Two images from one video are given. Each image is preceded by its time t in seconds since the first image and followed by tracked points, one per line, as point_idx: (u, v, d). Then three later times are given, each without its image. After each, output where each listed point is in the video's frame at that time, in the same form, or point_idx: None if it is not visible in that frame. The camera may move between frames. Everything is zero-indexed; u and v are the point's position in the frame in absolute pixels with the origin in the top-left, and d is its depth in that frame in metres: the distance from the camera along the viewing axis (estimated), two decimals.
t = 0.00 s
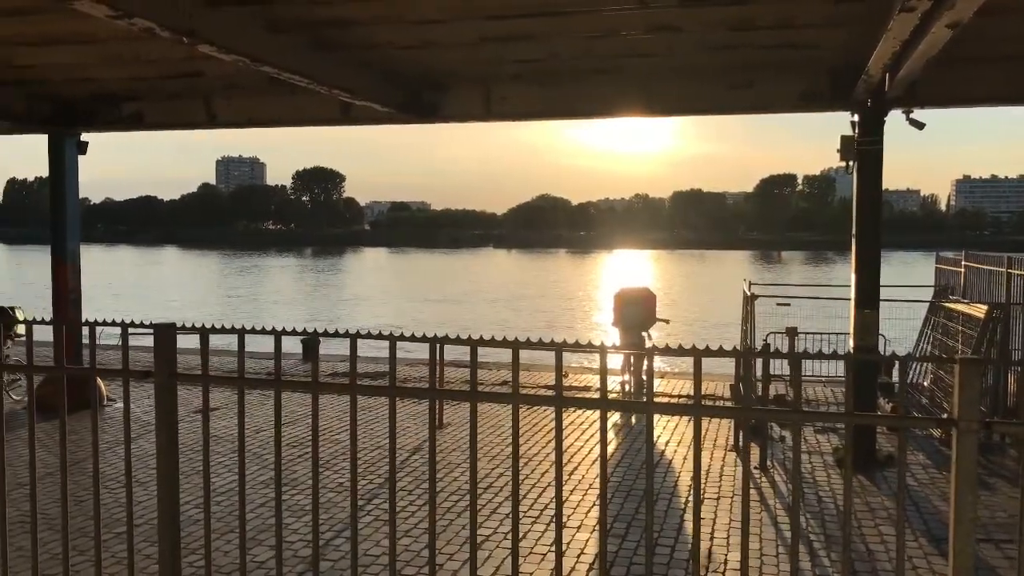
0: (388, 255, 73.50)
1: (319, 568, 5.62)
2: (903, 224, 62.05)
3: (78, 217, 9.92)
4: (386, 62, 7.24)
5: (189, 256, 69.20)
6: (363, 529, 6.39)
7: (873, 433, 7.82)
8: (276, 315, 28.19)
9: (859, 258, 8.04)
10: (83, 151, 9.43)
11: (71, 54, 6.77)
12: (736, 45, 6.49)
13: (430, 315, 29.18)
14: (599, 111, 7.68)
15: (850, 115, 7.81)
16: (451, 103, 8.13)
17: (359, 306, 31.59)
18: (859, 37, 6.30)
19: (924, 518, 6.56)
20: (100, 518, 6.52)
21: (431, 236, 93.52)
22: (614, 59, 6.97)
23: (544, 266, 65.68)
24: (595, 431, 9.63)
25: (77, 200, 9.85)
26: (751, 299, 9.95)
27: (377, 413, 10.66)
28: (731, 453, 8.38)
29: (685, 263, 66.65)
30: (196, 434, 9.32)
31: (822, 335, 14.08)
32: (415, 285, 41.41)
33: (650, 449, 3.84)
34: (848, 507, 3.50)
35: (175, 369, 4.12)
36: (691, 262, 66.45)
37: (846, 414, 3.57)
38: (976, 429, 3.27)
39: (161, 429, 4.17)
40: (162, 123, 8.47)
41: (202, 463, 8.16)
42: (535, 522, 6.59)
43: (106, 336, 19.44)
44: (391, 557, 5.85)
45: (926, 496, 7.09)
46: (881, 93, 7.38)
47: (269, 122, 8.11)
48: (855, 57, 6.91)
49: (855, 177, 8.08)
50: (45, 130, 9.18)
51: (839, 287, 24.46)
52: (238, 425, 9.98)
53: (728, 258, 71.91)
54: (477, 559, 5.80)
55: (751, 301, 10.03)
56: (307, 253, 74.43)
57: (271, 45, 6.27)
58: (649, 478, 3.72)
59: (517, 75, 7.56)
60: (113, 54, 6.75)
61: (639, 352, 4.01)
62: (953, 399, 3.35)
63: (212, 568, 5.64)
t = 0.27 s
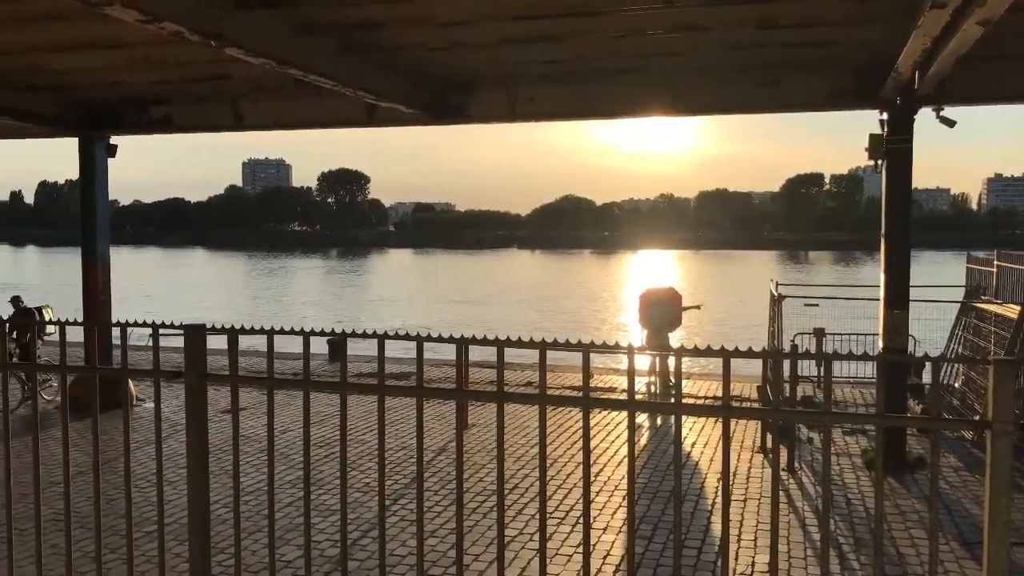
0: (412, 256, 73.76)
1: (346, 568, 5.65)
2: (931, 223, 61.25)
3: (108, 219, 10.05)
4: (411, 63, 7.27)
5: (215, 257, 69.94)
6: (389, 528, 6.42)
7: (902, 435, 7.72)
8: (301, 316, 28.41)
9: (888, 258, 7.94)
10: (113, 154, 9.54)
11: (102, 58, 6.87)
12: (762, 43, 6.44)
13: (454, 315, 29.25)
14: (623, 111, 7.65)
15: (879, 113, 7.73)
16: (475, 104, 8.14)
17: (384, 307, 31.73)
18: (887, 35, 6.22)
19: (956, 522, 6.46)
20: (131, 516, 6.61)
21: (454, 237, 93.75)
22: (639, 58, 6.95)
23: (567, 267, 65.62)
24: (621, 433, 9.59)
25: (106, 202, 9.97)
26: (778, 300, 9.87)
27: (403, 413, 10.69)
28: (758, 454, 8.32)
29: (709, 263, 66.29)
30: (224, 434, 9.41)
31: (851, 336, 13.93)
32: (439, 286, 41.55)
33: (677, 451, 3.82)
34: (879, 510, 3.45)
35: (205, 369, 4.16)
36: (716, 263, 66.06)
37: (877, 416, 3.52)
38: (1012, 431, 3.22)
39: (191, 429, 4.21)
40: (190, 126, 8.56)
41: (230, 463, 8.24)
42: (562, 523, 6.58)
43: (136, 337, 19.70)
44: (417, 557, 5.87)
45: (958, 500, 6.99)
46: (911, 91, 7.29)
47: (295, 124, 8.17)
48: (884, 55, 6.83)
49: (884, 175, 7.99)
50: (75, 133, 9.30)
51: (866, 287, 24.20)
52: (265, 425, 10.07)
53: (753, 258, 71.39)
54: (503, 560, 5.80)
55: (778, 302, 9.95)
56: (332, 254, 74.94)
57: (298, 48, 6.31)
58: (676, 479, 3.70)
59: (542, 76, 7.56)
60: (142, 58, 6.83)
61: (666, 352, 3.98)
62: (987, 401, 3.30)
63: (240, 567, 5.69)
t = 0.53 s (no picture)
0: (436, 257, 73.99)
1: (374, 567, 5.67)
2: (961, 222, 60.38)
3: (137, 222, 10.16)
4: (436, 66, 7.29)
5: (243, 260, 70.82)
6: (416, 529, 6.44)
7: (933, 437, 7.62)
8: (325, 317, 28.58)
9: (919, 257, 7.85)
10: (141, 157, 9.65)
11: (131, 63, 6.95)
12: (789, 42, 6.39)
13: (478, 316, 29.29)
14: (649, 111, 7.62)
15: (908, 111, 7.62)
16: (500, 105, 8.14)
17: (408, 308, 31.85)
18: (917, 31, 6.14)
19: (990, 525, 6.36)
20: (161, 516, 6.68)
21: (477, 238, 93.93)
22: (665, 58, 6.92)
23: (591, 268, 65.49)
24: (647, 434, 9.55)
25: (136, 206, 10.08)
26: (806, 301, 9.78)
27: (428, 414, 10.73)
28: (786, 456, 8.24)
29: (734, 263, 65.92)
30: (252, 435, 9.49)
31: (880, 336, 13.77)
32: (463, 287, 41.65)
33: (706, 453, 3.79)
34: (913, 513, 3.41)
35: (234, 370, 4.19)
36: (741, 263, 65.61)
37: (910, 418, 3.47)
38: None
39: (221, 430, 4.24)
40: (217, 129, 8.64)
41: (258, 464, 8.30)
42: (589, 525, 6.57)
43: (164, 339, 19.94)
44: (443, 558, 5.88)
45: (991, 503, 6.88)
46: (941, 88, 7.19)
47: (321, 128, 8.22)
48: (913, 52, 6.75)
49: (914, 174, 7.89)
50: (105, 138, 9.42)
51: (894, 287, 23.92)
52: (292, 426, 10.14)
53: (778, 258, 70.84)
54: (529, 562, 5.80)
55: (805, 302, 9.86)
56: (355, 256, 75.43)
57: (324, 51, 6.35)
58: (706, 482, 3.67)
59: (567, 76, 7.55)
60: (171, 63, 6.91)
61: (696, 353, 3.95)
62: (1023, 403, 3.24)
63: (269, 567, 5.73)
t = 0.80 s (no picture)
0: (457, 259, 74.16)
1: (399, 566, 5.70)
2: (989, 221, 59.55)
3: (164, 225, 10.27)
4: (459, 67, 7.31)
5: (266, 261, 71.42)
6: (441, 529, 6.46)
7: (962, 438, 7.52)
8: (348, 318, 28.75)
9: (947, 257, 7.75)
10: (168, 160, 9.76)
11: (157, 67, 7.03)
12: (814, 40, 6.33)
13: (500, 317, 29.32)
14: (672, 111, 7.59)
15: (936, 109, 7.53)
16: (523, 106, 8.15)
17: (430, 309, 31.94)
18: (944, 29, 6.07)
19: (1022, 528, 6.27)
20: (189, 515, 6.74)
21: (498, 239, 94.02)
22: (688, 57, 6.89)
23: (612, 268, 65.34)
24: (672, 435, 9.52)
25: (162, 208, 10.19)
26: (832, 301, 9.70)
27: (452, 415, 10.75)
28: (812, 458, 8.18)
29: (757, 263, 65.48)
30: (278, 435, 9.57)
31: (909, 337, 13.62)
32: (485, 289, 41.71)
33: (732, 455, 3.75)
34: (944, 516, 3.35)
35: (262, 372, 4.22)
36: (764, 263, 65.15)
37: (941, 419, 3.42)
38: None
39: (249, 430, 4.27)
40: (242, 132, 8.71)
41: (284, 465, 8.36)
42: (613, 526, 6.55)
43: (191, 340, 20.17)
44: (468, 558, 5.90)
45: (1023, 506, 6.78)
46: (970, 85, 7.10)
47: (345, 130, 8.27)
48: (941, 49, 6.67)
49: (942, 172, 7.79)
50: (132, 141, 9.52)
51: (921, 286, 23.65)
52: (317, 427, 10.20)
53: (802, 258, 70.26)
54: (554, 563, 5.80)
55: (831, 302, 9.77)
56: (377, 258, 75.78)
57: (347, 54, 6.39)
58: (732, 483, 3.64)
59: (590, 77, 7.54)
60: (197, 67, 6.98)
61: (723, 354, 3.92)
62: None
63: (295, 567, 5.77)
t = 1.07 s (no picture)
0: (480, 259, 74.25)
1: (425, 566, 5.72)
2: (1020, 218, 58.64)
3: (191, 226, 10.36)
4: (484, 68, 7.31)
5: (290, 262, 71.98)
6: (468, 530, 6.47)
7: (994, 440, 7.40)
8: (372, 318, 28.89)
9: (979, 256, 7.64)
10: (195, 162, 9.84)
11: (185, 70, 7.10)
12: (842, 37, 6.27)
13: (523, 317, 29.33)
14: (698, 110, 7.55)
15: (967, 106, 7.43)
16: (548, 106, 8.14)
17: (453, 309, 32.01)
18: (975, 25, 5.99)
19: None
20: (216, 514, 6.80)
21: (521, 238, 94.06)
22: (714, 56, 6.85)
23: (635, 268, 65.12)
24: (698, 436, 9.48)
25: (190, 210, 10.29)
26: (860, 300, 9.59)
27: (476, 415, 10.76)
28: (840, 459, 8.09)
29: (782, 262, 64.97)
30: (304, 435, 9.63)
31: (939, 337, 13.44)
32: (508, 288, 41.78)
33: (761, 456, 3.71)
34: (979, 519, 3.30)
35: (290, 372, 4.24)
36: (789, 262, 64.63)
37: (976, 421, 3.37)
38: None
39: (277, 430, 4.30)
40: (269, 134, 8.78)
41: (310, 463, 8.42)
42: (640, 526, 6.55)
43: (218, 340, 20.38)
44: (494, 558, 5.90)
45: None
46: (1001, 82, 6.99)
47: (370, 131, 8.30)
48: (971, 46, 6.57)
49: (973, 169, 7.68)
50: (161, 143, 9.63)
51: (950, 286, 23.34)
52: (342, 427, 10.25)
53: (827, 257, 69.62)
54: (581, 564, 5.79)
55: (860, 302, 9.67)
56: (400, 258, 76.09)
57: (373, 55, 6.42)
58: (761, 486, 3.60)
59: (615, 76, 7.52)
60: (224, 69, 7.04)
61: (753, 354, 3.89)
62: None
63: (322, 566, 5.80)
